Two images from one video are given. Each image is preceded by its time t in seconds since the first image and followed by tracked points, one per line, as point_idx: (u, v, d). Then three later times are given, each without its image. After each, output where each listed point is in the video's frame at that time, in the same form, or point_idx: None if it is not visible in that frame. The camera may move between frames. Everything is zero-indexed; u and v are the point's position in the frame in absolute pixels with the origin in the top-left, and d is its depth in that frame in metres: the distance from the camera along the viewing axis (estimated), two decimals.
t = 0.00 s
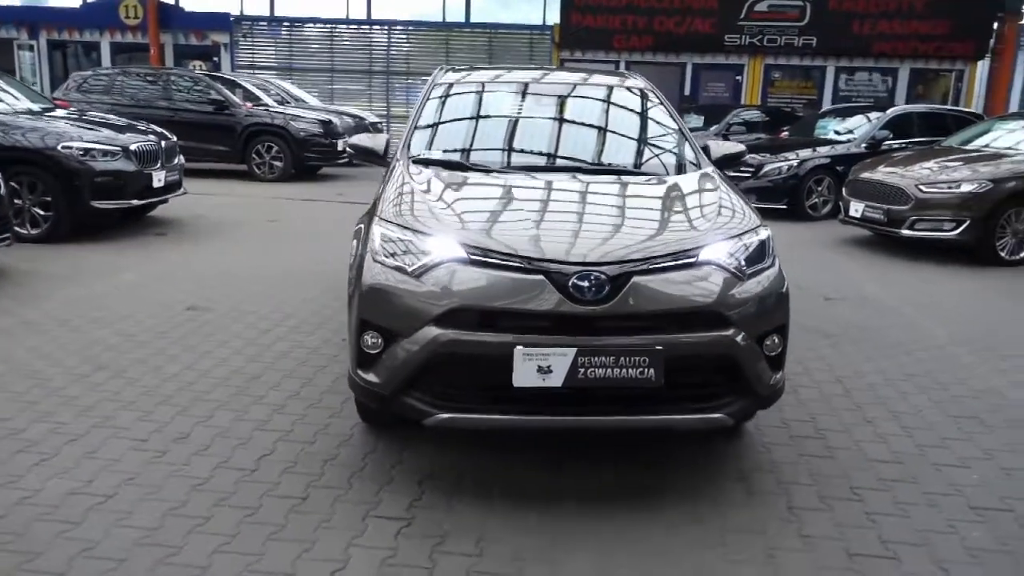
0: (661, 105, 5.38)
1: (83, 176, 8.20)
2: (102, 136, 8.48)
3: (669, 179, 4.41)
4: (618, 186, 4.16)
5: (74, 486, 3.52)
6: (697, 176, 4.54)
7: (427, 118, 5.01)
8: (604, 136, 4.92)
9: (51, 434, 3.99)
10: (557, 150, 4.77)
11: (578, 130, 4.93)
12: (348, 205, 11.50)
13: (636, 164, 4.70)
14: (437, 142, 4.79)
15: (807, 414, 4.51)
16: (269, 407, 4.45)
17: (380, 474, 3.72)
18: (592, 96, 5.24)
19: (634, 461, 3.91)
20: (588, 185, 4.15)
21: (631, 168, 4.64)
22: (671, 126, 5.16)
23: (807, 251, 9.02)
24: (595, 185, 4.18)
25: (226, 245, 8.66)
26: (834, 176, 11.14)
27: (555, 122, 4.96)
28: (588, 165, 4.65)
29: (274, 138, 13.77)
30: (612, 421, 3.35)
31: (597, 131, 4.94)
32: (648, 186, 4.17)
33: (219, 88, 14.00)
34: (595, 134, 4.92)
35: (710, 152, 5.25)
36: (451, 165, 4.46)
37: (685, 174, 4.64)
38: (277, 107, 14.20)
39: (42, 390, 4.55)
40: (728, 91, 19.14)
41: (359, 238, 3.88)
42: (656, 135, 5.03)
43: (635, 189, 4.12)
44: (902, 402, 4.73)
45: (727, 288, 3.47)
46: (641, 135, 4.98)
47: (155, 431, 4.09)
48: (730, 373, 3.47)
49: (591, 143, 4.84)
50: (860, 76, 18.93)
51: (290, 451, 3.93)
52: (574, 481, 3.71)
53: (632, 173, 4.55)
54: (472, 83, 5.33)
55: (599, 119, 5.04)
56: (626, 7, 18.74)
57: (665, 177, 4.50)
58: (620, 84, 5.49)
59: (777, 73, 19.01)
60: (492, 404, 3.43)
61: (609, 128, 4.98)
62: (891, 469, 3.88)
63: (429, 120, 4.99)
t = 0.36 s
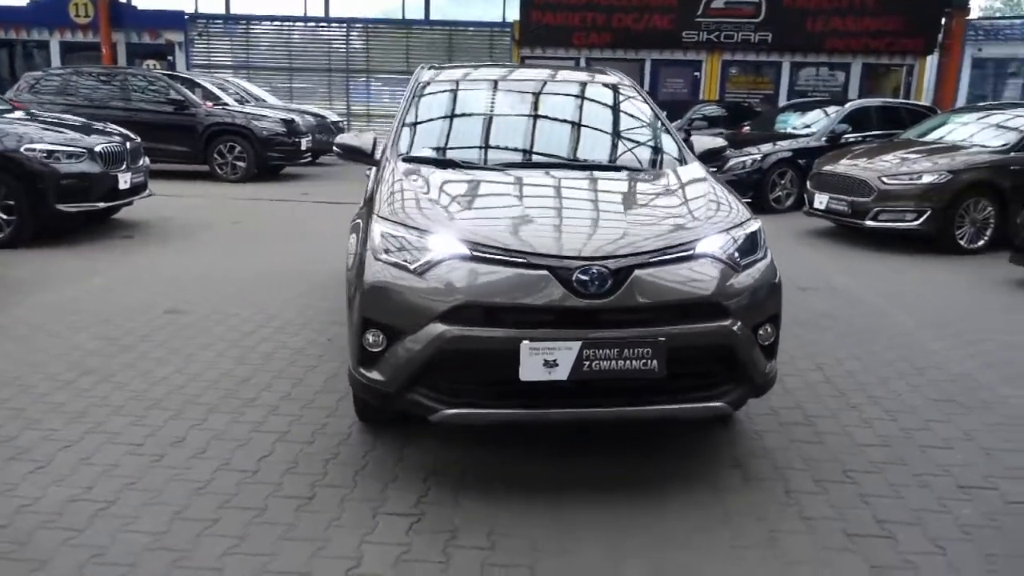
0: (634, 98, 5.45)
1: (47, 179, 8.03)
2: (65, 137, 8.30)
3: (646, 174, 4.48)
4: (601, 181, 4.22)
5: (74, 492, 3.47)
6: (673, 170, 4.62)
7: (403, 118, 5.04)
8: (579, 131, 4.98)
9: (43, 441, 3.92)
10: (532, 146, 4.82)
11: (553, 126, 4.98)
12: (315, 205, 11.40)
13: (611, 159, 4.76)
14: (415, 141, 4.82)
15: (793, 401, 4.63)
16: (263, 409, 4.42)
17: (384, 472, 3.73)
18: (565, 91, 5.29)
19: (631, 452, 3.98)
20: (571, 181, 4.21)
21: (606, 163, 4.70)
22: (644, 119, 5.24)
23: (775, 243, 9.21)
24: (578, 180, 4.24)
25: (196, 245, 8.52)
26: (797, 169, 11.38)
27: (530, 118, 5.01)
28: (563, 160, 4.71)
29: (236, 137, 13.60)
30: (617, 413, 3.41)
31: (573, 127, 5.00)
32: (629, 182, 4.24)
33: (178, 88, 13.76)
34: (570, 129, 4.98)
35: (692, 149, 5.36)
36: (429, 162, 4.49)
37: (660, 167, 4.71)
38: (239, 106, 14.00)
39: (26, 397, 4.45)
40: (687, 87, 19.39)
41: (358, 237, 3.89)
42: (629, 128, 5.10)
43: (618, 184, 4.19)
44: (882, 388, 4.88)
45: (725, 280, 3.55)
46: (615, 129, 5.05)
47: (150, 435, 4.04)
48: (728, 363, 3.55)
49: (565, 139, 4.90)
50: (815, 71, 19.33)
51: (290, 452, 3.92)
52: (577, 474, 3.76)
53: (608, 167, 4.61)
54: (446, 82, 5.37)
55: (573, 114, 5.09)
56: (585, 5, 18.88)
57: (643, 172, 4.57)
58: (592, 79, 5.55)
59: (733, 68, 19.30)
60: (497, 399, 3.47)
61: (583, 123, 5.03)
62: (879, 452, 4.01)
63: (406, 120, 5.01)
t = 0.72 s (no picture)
0: (613, 95, 5.47)
1: (14, 181, 7.83)
2: (33, 138, 8.09)
3: (631, 173, 4.51)
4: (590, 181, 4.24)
5: (76, 501, 3.39)
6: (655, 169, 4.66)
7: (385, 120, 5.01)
8: (559, 129, 4.99)
9: (37, 450, 3.83)
10: (513, 145, 4.82)
11: (533, 125, 4.98)
12: (286, 206, 11.27)
13: (592, 157, 4.78)
14: (400, 141, 4.79)
15: (787, 396, 4.71)
16: (261, 413, 4.36)
17: (392, 474, 3.70)
18: (543, 89, 5.29)
19: (636, 449, 4.01)
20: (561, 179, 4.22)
21: (587, 161, 4.71)
22: (623, 115, 5.27)
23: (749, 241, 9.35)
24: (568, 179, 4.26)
25: (169, 248, 8.37)
26: (766, 167, 11.55)
27: (510, 117, 5.00)
28: (545, 159, 4.71)
29: (202, 138, 13.40)
30: (628, 410, 3.43)
31: (552, 125, 5.00)
32: (617, 181, 4.26)
33: (141, 88, 13.48)
34: (550, 127, 4.99)
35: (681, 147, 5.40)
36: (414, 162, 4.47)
37: (641, 165, 4.75)
38: (204, 106, 13.78)
39: (13, 405, 4.34)
40: (651, 87, 19.75)
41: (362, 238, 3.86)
42: (609, 124, 5.12)
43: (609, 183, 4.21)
44: (870, 382, 4.99)
45: (729, 276, 3.59)
46: (595, 126, 5.07)
47: (147, 442, 3.97)
48: (734, 359, 3.59)
49: (546, 137, 4.91)
50: (776, 71, 19.65)
51: (293, 455, 3.88)
52: (585, 472, 3.77)
53: (589, 165, 4.63)
54: (425, 82, 5.36)
55: (551, 112, 5.10)
56: (550, 6, 18.99)
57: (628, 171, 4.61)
58: (570, 77, 5.57)
59: (697, 69, 19.58)
60: (509, 399, 3.47)
61: (562, 121, 5.05)
62: (876, 444, 4.10)
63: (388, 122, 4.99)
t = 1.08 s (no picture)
0: (592, 93, 5.49)
1: None
2: None
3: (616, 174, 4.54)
4: (578, 182, 4.26)
5: (83, 516, 3.30)
6: (636, 169, 4.69)
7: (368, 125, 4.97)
8: (539, 129, 4.99)
9: (34, 465, 3.72)
10: (494, 146, 4.82)
11: (513, 125, 4.98)
12: (257, 209, 11.11)
13: (574, 158, 4.79)
14: (384, 145, 4.76)
15: (782, 392, 4.77)
16: (259, 421, 4.29)
17: (403, 479, 3.67)
18: (521, 91, 5.29)
19: (641, 449, 4.03)
20: (550, 181, 4.23)
21: (569, 162, 4.72)
22: (602, 113, 5.29)
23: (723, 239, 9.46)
24: (556, 180, 4.26)
25: (142, 253, 8.20)
26: (734, 167, 11.84)
27: (489, 119, 4.99)
28: (526, 160, 4.73)
29: (167, 141, 13.17)
30: (641, 411, 3.46)
31: (533, 126, 5.01)
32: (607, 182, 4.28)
33: (102, 90, 13.17)
34: (529, 127, 4.99)
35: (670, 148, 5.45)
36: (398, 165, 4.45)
37: (623, 164, 4.78)
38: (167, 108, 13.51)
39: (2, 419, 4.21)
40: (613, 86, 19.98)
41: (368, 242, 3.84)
42: (589, 123, 5.14)
43: (599, 185, 4.23)
44: (860, 376, 5.08)
45: (735, 276, 3.63)
46: (575, 125, 5.08)
47: (148, 453, 3.88)
48: (741, 357, 3.64)
49: (526, 137, 4.91)
50: (737, 71, 19.92)
51: (300, 463, 3.82)
52: (595, 473, 3.78)
53: (571, 166, 4.64)
54: (408, 85, 5.34)
55: (530, 113, 5.10)
56: (513, 6, 19.02)
57: (610, 172, 4.63)
58: (546, 77, 5.58)
59: (660, 69, 19.77)
60: (522, 401, 3.47)
61: (541, 121, 5.05)
62: (874, 438, 4.19)
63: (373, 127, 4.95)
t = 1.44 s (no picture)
0: (573, 92, 5.51)
1: None
2: None
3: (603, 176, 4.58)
4: (571, 183, 4.31)
5: (98, 528, 3.25)
6: (619, 170, 4.74)
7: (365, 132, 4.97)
8: (521, 130, 5.02)
9: (38, 477, 3.65)
10: (478, 147, 4.85)
11: (496, 127, 5.00)
12: (230, 213, 10.97)
13: (557, 158, 4.84)
14: (378, 149, 4.77)
15: (777, 387, 4.87)
16: (264, 427, 4.26)
17: (417, 482, 3.68)
18: (500, 92, 5.30)
19: (648, 446, 4.09)
20: (543, 182, 4.27)
21: (553, 163, 4.77)
22: (583, 112, 5.32)
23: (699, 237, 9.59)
24: (549, 182, 4.30)
25: (118, 260, 8.05)
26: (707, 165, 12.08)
27: (472, 121, 5.01)
28: (511, 161, 4.76)
29: (133, 145, 12.93)
30: (655, 409, 3.51)
31: (515, 126, 5.03)
32: (599, 184, 4.32)
33: (65, 93, 12.93)
34: (512, 128, 5.01)
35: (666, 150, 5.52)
36: (387, 169, 4.45)
37: (606, 165, 4.84)
38: (132, 111, 13.25)
39: None
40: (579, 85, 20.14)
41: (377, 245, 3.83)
42: (571, 122, 5.17)
43: (592, 186, 4.28)
44: (850, 370, 5.21)
45: (743, 275, 3.70)
46: (557, 124, 5.11)
47: (155, 462, 3.83)
48: (749, 354, 3.71)
49: (509, 138, 4.94)
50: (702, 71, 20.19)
51: (311, 468, 3.81)
52: (606, 471, 3.83)
53: (556, 168, 4.69)
54: (395, 89, 5.34)
55: (511, 113, 5.12)
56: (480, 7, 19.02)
57: (595, 173, 4.68)
58: (527, 78, 5.60)
59: (626, 70, 19.96)
60: (538, 402, 3.50)
61: (523, 121, 5.07)
62: (872, 430, 4.29)
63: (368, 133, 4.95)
